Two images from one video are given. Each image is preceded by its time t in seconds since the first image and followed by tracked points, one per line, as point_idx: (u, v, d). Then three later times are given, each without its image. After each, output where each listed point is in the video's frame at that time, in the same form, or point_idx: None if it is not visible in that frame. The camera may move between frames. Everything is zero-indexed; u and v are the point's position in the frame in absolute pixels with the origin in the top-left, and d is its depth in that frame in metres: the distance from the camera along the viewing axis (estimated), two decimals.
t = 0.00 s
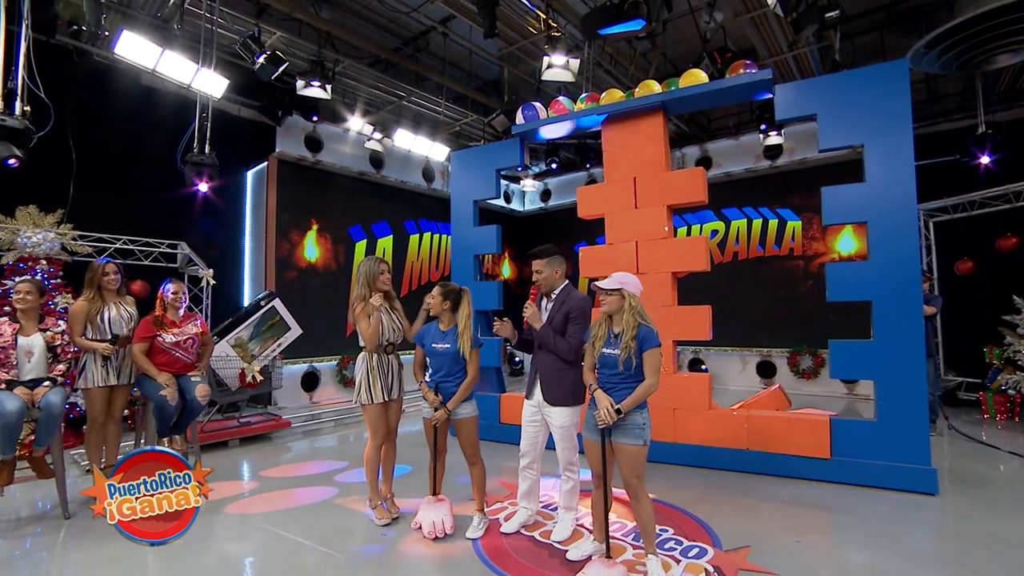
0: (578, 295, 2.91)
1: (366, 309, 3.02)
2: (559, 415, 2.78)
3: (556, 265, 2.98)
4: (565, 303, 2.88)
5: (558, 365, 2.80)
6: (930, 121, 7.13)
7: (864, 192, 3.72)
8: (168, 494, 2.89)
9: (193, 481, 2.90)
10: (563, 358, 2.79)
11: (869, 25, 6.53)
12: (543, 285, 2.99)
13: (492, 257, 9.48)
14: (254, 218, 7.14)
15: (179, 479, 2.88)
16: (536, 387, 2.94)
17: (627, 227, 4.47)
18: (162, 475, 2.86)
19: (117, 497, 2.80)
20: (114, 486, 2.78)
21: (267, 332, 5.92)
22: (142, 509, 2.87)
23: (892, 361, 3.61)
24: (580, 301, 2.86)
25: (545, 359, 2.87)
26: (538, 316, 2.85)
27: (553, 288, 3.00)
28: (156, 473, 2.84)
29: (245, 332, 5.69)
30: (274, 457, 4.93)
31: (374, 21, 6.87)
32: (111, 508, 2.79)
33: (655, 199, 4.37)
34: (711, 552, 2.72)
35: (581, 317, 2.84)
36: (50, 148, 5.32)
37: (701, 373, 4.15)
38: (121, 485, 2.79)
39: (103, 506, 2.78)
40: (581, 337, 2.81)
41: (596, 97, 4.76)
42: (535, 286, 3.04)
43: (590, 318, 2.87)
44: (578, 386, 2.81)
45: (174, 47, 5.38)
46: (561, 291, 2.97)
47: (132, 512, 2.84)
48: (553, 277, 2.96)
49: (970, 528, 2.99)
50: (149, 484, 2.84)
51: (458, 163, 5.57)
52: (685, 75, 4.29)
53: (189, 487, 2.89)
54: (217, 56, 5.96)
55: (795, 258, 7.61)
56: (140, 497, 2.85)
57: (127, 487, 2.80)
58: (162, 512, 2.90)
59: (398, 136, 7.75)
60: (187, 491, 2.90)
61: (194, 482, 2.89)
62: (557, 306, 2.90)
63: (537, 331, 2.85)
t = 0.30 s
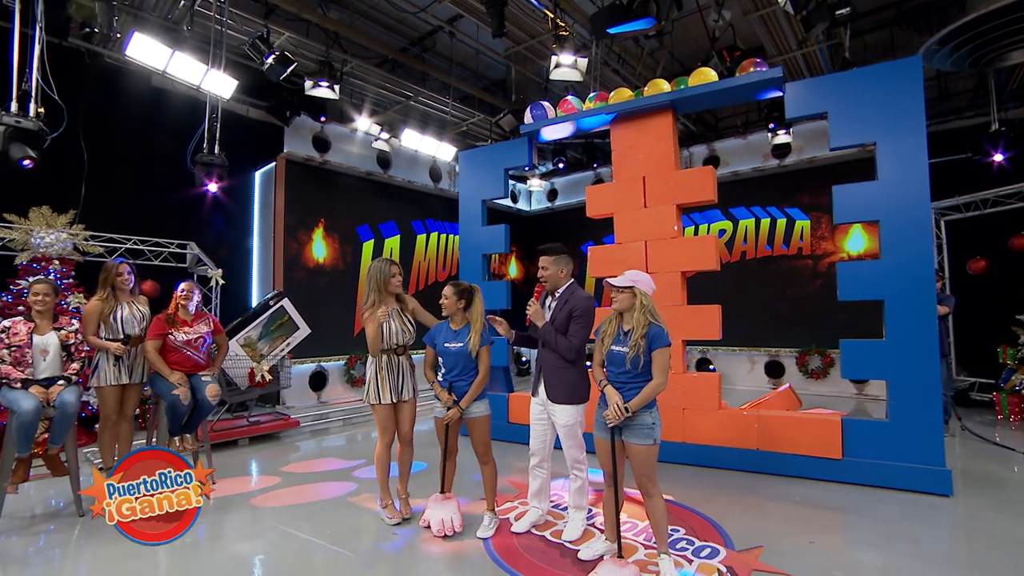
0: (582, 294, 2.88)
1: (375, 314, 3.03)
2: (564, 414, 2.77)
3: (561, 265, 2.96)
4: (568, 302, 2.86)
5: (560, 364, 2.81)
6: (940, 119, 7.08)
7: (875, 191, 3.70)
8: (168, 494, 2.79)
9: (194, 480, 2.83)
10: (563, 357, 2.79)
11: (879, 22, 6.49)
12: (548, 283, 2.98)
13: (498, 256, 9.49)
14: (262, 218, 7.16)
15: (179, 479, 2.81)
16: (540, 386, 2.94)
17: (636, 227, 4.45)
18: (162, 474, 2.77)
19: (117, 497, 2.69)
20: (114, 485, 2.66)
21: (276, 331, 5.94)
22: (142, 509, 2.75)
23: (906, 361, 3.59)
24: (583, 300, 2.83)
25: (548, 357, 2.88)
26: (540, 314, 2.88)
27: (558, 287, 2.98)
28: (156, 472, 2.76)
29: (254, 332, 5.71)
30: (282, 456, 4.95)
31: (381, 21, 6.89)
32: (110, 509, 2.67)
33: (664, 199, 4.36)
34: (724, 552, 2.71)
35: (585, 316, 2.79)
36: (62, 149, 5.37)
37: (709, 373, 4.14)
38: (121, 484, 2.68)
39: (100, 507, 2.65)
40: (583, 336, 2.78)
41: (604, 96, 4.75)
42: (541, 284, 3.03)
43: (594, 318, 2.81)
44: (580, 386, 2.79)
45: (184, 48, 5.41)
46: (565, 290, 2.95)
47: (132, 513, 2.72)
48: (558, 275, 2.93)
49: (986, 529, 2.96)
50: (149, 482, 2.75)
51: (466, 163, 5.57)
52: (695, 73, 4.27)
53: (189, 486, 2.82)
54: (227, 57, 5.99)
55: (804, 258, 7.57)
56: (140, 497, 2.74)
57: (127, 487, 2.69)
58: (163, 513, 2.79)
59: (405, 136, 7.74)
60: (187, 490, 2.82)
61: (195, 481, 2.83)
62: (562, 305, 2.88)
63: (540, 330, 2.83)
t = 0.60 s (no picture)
0: (582, 295, 2.87)
1: (385, 314, 3.06)
2: (568, 414, 2.76)
3: (562, 265, 2.96)
4: (568, 303, 2.85)
5: (561, 364, 2.81)
6: (950, 117, 7.03)
7: (885, 189, 3.67)
8: (168, 494, 2.80)
9: (193, 480, 2.83)
10: (564, 357, 2.79)
11: (888, 20, 6.46)
12: (548, 283, 2.98)
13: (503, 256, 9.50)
14: (269, 219, 7.18)
15: (179, 479, 2.81)
16: (542, 386, 2.93)
17: (644, 227, 4.44)
18: (162, 473, 2.79)
19: (117, 497, 2.71)
20: (114, 485, 2.69)
21: (284, 331, 5.96)
22: (142, 510, 2.76)
23: (916, 361, 3.56)
24: (583, 301, 2.82)
25: (550, 357, 2.88)
26: (540, 314, 2.87)
27: (558, 288, 2.97)
28: (156, 471, 2.78)
29: (262, 332, 5.73)
30: (290, 455, 4.96)
31: (387, 22, 6.90)
32: (110, 509, 2.70)
33: (672, 198, 4.35)
34: (734, 552, 2.70)
35: (584, 318, 2.78)
36: (72, 150, 5.40)
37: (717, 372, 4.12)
38: (121, 484, 2.70)
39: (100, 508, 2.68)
40: (583, 338, 2.77)
41: (611, 95, 4.74)
42: (541, 285, 3.02)
43: (594, 319, 2.79)
44: (582, 386, 2.78)
45: (193, 49, 5.43)
46: (565, 291, 2.93)
47: (132, 513, 2.74)
48: (557, 276, 2.93)
49: (999, 531, 2.94)
50: (149, 482, 2.76)
51: (473, 163, 5.57)
52: (702, 72, 4.25)
53: (189, 486, 2.83)
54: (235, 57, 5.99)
55: (811, 258, 7.54)
56: (140, 497, 2.75)
57: (126, 487, 2.71)
58: (163, 514, 2.80)
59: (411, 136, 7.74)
60: (187, 491, 2.83)
61: (194, 481, 2.83)
62: (563, 305, 2.87)
63: (540, 330, 2.83)
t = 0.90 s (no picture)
0: (583, 294, 2.86)
1: (400, 314, 3.07)
2: (573, 414, 2.76)
3: (563, 266, 2.95)
4: (569, 303, 2.84)
5: (564, 364, 2.80)
6: (958, 116, 6.98)
7: (896, 188, 3.65)
8: (168, 493, 2.96)
9: (192, 481, 3.00)
10: (567, 358, 2.78)
11: (894, 18, 6.44)
12: (547, 286, 2.96)
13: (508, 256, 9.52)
14: (274, 219, 7.20)
15: (179, 479, 2.98)
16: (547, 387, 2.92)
17: (651, 227, 4.43)
18: (162, 474, 2.94)
19: (117, 497, 2.85)
20: (114, 485, 2.82)
21: (290, 331, 5.97)
22: (142, 509, 2.91)
23: (925, 361, 3.54)
24: (584, 301, 2.81)
25: (553, 358, 2.88)
26: (542, 317, 2.86)
27: (557, 289, 2.96)
28: (156, 472, 2.93)
29: (268, 332, 5.75)
30: (295, 455, 4.96)
31: (392, 22, 6.91)
32: (111, 508, 2.83)
33: (679, 198, 4.34)
34: (743, 553, 2.69)
35: (587, 317, 2.77)
36: (79, 151, 5.43)
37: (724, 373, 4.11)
38: (121, 484, 2.84)
39: (102, 507, 2.81)
40: (587, 338, 2.76)
41: (617, 95, 4.72)
42: (540, 287, 3.00)
43: (595, 320, 2.78)
44: (586, 386, 2.78)
45: (199, 50, 5.43)
46: (565, 291, 2.92)
47: (133, 512, 2.87)
48: (556, 278, 2.92)
49: (1009, 532, 2.92)
50: (149, 482, 2.91)
51: (480, 163, 5.56)
52: (709, 71, 4.23)
53: (188, 486, 2.99)
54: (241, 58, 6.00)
55: (817, 257, 7.51)
56: (140, 497, 2.90)
57: (127, 487, 2.85)
58: (163, 512, 2.95)
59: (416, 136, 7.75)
60: (186, 491, 2.99)
61: (194, 481, 3.00)
62: (563, 307, 2.85)
63: (543, 332, 2.83)
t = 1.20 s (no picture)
0: (585, 293, 2.86)
1: (408, 312, 3.08)
2: (576, 414, 2.76)
3: (564, 266, 2.94)
4: (571, 302, 2.84)
5: (567, 364, 2.80)
6: (963, 115, 6.97)
7: (902, 188, 3.63)
8: (168, 493, 2.97)
9: (192, 481, 3.02)
10: (570, 357, 2.78)
11: (898, 17, 6.44)
12: (549, 285, 2.95)
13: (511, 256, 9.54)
14: (278, 219, 7.21)
15: (179, 479, 2.99)
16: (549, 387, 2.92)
17: (655, 226, 4.42)
18: (162, 474, 2.96)
19: (117, 497, 2.86)
20: (114, 486, 2.84)
21: (293, 331, 5.98)
22: (142, 509, 2.92)
23: (931, 362, 3.53)
24: (587, 300, 2.82)
25: (556, 357, 2.87)
26: (544, 316, 2.85)
27: (560, 288, 2.95)
28: (156, 472, 2.95)
29: (272, 332, 5.76)
30: (299, 455, 4.96)
31: (396, 23, 6.92)
32: (110, 508, 2.84)
33: (683, 198, 4.33)
34: (749, 554, 2.68)
35: (590, 317, 2.77)
36: (84, 151, 5.44)
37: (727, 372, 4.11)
38: (121, 484, 2.85)
39: (102, 507, 2.83)
40: (589, 337, 2.76)
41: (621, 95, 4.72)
42: (541, 287, 3.00)
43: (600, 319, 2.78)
44: (589, 385, 2.78)
45: (203, 50, 5.43)
46: (568, 290, 2.92)
47: (132, 512, 2.89)
48: (558, 277, 2.91)
49: (1016, 533, 2.90)
50: (149, 482, 2.93)
51: (484, 163, 5.56)
52: (713, 71, 4.22)
53: (188, 486, 3.01)
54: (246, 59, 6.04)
55: (821, 257, 7.49)
56: (140, 497, 2.91)
57: (127, 487, 2.87)
58: (163, 512, 2.95)
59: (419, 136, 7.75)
60: (186, 490, 3.00)
61: (193, 481, 3.02)
62: (567, 305, 2.86)
63: (545, 332, 2.82)
